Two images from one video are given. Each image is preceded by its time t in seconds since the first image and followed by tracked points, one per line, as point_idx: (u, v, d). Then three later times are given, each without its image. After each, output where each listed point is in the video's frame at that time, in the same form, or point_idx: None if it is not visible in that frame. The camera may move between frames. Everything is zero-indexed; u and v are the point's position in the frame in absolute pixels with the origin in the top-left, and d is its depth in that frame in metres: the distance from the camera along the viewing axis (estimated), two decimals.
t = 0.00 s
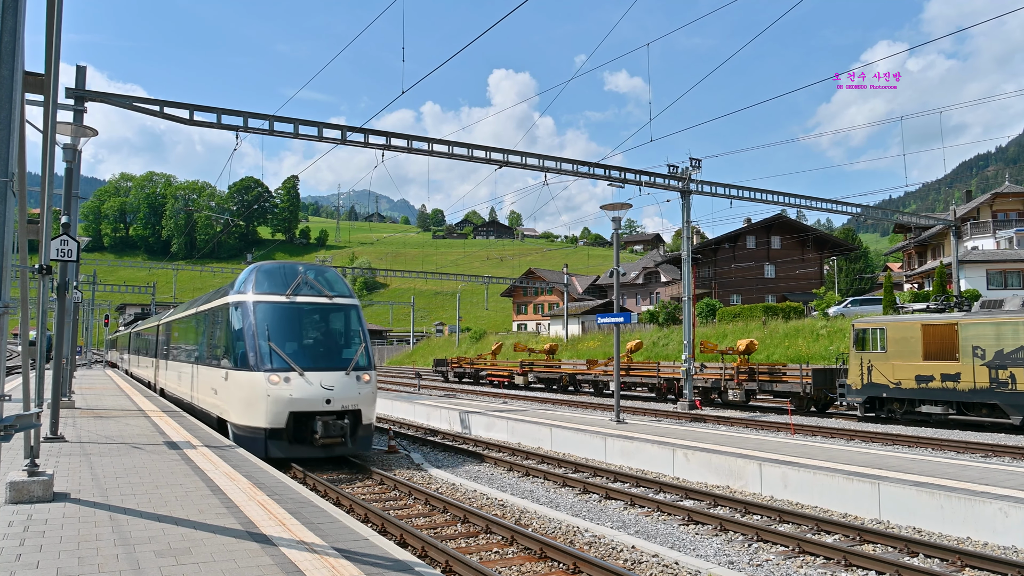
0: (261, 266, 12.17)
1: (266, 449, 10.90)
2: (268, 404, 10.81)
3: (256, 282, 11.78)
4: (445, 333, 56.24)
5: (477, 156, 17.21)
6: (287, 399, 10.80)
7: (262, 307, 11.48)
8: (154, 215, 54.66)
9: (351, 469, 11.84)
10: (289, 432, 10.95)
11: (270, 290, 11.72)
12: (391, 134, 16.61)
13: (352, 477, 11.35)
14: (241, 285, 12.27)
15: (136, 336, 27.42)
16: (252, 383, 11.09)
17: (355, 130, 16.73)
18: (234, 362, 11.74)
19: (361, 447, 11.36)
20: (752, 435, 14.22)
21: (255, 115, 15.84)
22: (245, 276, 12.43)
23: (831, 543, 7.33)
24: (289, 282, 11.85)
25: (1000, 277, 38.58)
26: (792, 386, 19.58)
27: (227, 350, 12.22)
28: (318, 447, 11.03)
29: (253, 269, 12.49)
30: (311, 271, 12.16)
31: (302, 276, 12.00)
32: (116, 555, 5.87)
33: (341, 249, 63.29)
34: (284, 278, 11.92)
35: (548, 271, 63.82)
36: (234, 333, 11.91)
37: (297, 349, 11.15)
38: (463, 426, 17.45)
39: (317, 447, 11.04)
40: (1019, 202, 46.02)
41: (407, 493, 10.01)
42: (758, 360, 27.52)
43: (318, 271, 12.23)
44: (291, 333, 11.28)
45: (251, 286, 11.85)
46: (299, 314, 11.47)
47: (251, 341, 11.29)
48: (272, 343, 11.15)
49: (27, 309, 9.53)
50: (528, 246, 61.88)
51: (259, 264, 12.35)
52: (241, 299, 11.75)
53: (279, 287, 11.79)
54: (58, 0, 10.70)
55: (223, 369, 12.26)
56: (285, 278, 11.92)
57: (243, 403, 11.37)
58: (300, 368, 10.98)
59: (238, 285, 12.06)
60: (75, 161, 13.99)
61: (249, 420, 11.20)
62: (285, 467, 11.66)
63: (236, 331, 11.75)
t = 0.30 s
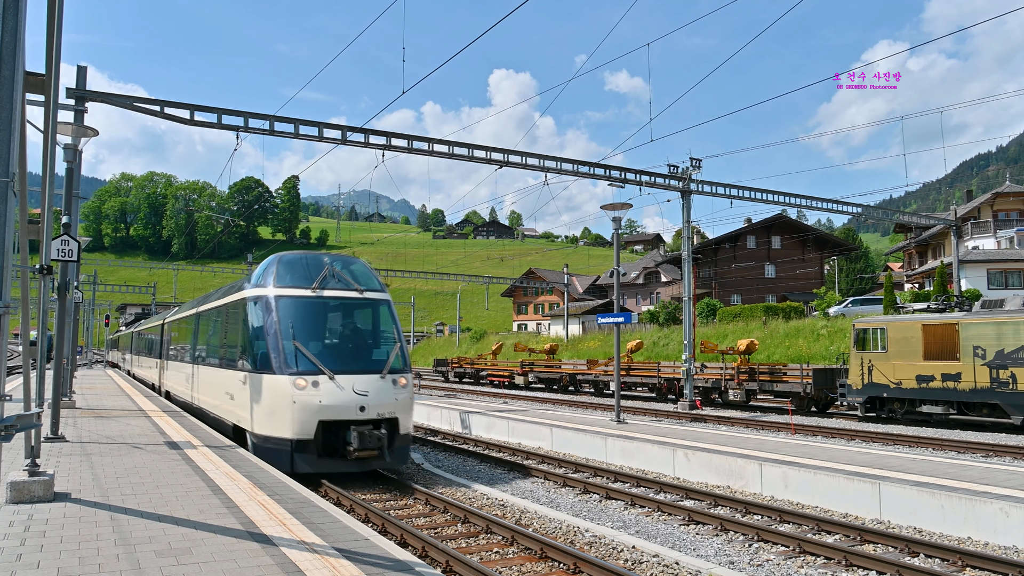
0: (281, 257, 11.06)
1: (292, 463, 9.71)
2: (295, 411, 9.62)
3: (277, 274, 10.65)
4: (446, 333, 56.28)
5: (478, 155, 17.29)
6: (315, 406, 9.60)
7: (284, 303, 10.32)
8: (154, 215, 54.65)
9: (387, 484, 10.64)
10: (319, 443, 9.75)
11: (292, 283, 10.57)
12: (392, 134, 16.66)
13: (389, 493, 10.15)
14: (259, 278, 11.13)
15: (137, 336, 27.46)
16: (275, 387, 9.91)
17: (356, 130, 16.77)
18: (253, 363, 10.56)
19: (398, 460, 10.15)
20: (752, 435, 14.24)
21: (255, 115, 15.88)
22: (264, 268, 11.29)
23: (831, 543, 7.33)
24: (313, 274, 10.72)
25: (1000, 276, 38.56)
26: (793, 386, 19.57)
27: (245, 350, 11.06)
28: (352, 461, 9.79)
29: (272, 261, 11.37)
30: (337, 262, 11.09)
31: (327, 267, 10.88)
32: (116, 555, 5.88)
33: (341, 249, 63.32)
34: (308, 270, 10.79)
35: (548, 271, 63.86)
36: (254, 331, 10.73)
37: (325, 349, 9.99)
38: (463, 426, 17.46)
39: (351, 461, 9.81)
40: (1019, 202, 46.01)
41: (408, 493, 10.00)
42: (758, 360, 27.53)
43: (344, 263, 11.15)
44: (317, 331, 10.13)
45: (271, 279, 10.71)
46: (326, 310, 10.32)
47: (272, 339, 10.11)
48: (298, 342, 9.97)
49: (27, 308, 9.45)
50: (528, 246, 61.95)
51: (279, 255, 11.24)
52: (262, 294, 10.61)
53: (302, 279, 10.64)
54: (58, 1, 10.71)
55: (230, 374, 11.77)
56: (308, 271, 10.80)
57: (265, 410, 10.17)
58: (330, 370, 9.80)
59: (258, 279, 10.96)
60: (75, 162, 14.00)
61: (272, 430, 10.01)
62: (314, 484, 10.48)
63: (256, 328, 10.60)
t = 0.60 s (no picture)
0: (307, 246, 9.90)
1: (325, 482, 8.42)
2: (329, 422, 8.35)
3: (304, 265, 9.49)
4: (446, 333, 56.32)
5: (478, 155, 17.32)
6: (353, 416, 8.34)
7: (312, 297, 9.14)
8: (154, 215, 54.64)
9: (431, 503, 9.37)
10: (356, 459, 8.46)
11: (320, 275, 9.39)
12: (392, 135, 16.69)
13: (436, 514, 8.91)
14: (283, 269, 9.95)
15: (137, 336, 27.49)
16: (305, 395, 8.65)
17: (356, 130, 16.79)
18: (280, 366, 9.35)
19: (446, 477, 8.90)
20: (751, 435, 14.26)
21: (255, 115, 15.91)
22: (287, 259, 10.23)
23: (831, 543, 7.33)
24: (343, 266, 9.56)
25: (1001, 276, 38.55)
26: (793, 386, 19.58)
27: (269, 351, 9.86)
28: (393, 479, 8.51)
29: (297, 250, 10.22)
30: (369, 251, 9.95)
31: (358, 258, 9.73)
32: (116, 556, 5.88)
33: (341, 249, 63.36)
34: (337, 262, 9.61)
35: (548, 271, 63.90)
36: (279, 330, 9.55)
37: (360, 349, 8.80)
38: (463, 426, 17.47)
39: (393, 479, 8.52)
40: (1020, 202, 46.01)
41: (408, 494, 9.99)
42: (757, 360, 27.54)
43: (376, 252, 10.01)
44: (352, 330, 8.95)
45: (298, 270, 9.55)
46: (360, 306, 9.13)
47: (301, 339, 8.92)
48: (329, 342, 8.78)
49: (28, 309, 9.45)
50: (528, 246, 61.99)
51: (303, 245, 10.09)
52: (288, 287, 9.44)
53: (331, 270, 9.48)
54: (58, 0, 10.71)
55: (235, 374, 11.56)
56: (338, 261, 9.63)
57: (294, 421, 8.90)
58: (367, 373, 8.58)
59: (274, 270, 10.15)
60: (75, 162, 13.99)
61: (302, 443, 8.75)
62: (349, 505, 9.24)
63: (283, 326, 9.40)
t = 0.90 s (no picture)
0: (339, 231, 8.60)
1: (370, 508, 7.10)
2: (374, 437, 7.02)
3: (336, 253, 8.20)
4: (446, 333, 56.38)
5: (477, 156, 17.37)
6: (402, 430, 7.01)
7: (347, 288, 7.81)
8: (154, 216, 54.66)
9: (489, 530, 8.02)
10: (408, 480, 7.15)
11: (356, 263, 8.07)
12: (392, 135, 16.74)
13: (501, 546, 7.58)
14: (310, 259, 8.66)
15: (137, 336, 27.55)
16: (343, 405, 7.30)
17: (356, 130, 16.81)
18: (310, 370, 8.01)
19: (513, 503, 7.58)
20: (751, 435, 14.28)
21: (256, 115, 15.95)
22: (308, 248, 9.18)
23: (831, 543, 7.33)
24: (381, 253, 8.25)
25: (1001, 277, 38.56)
26: (793, 386, 19.60)
27: (295, 353, 8.51)
28: (449, 504, 7.19)
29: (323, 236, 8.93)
30: (409, 237, 8.68)
31: (396, 245, 8.44)
32: (116, 556, 5.88)
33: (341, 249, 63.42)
34: (373, 249, 8.30)
35: (548, 271, 63.96)
36: (307, 327, 8.21)
37: (406, 349, 7.49)
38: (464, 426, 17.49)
39: (449, 504, 7.19)
40: (1020, 202, 46.05)
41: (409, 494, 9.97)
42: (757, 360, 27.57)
43: (417, 239, 8.74)
44: (394, 327, 7.60)
45: (328, 259, 8.24)
46: (402, 299, 7.83)
47: (337, 337, 7.58)
48: (371, 341, 7.44)
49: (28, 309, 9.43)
50: (528, 246, 62.04)
51: (330, 230, 8.80)
52: (319, 277, 8.11)
53: (367, 257, 8.16)
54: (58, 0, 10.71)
55: (238, 374, 11.52)
56: (374, 248, 8.32)
57: (328, 436, 7.55)
58: (416, 378, 7.26)
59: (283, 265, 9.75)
60: (75, 162, 14.00)
61: (340, 461, 7.42)
62: (398, 529, 7.95)
63: (313, 323, 8.08)
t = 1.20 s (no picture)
0: (382, 210, 7.40)
1: (435, 543, 5.81)
2: (437, 457, 5.79)
3: (380, 235, 7.00)
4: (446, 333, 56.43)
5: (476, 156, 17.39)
6: (474, 448, 5.76)
7: (396, 276, 6.58)
8: (154, 215, 54.66)
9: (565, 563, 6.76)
10: (479, 509, 5.87)
11: (404, 246, 6.87)
12: (393, 135, 16.77)
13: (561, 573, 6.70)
14: (349, 243, 7.48)
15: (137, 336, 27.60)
16: (398, 417, 6.07)
17: (356, 130, 16.83)
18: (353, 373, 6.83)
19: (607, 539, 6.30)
20: (750, 435, 14.28)
21: (256, 115, 15.97)
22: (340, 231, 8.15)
23: (831, 543, 7.32)
24: (430, 235, 7.03)
25: (1000, 277, 38.57)
26: (793, 386, 19.61)
27: (334, 352, 7.33)
28: (533, 539, 5.89)
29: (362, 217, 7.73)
30: (463, 220, 7.45)
31: (448, 226, 7.23)
32: (116, 556, 5.88)
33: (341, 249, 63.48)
34: (422, 231, 7.08)
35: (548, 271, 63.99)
36: (348, 323, 7.03)
37: (471, 350, 6.26)
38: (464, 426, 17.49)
39: (532, 539, 5.90)
40: (1019, 203, 46.04)
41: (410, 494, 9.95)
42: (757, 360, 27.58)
43: (472, 222, 7.52)
44: (457, 324, 6.37)
45: (371, 243, 7.03)
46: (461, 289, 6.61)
47: (387, 334, 6.35)
48: (428, 339, 6.21)
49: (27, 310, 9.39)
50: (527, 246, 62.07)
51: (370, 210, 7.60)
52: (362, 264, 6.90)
53: (416, 239, 6.96)
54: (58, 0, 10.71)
55: (242, 372, 11.61)
56: (423, 229, 7.11)
57: (379, 454, 6.36)
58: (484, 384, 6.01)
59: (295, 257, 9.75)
60: (75, 162, 14.00)
61: (393, 489, 6.22)
62: (467, 568, 6.61)
63: (355, 317, 6.89)
